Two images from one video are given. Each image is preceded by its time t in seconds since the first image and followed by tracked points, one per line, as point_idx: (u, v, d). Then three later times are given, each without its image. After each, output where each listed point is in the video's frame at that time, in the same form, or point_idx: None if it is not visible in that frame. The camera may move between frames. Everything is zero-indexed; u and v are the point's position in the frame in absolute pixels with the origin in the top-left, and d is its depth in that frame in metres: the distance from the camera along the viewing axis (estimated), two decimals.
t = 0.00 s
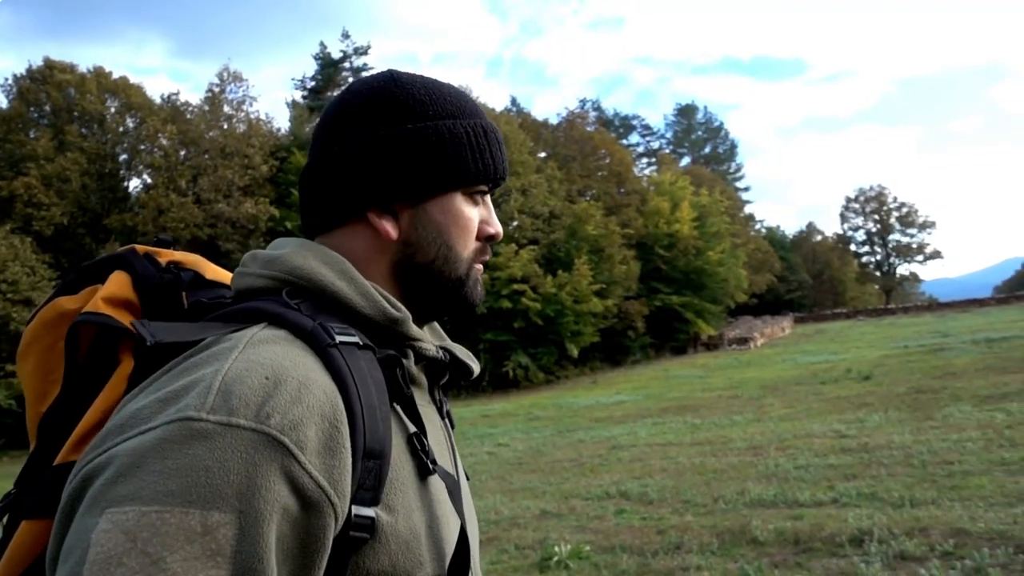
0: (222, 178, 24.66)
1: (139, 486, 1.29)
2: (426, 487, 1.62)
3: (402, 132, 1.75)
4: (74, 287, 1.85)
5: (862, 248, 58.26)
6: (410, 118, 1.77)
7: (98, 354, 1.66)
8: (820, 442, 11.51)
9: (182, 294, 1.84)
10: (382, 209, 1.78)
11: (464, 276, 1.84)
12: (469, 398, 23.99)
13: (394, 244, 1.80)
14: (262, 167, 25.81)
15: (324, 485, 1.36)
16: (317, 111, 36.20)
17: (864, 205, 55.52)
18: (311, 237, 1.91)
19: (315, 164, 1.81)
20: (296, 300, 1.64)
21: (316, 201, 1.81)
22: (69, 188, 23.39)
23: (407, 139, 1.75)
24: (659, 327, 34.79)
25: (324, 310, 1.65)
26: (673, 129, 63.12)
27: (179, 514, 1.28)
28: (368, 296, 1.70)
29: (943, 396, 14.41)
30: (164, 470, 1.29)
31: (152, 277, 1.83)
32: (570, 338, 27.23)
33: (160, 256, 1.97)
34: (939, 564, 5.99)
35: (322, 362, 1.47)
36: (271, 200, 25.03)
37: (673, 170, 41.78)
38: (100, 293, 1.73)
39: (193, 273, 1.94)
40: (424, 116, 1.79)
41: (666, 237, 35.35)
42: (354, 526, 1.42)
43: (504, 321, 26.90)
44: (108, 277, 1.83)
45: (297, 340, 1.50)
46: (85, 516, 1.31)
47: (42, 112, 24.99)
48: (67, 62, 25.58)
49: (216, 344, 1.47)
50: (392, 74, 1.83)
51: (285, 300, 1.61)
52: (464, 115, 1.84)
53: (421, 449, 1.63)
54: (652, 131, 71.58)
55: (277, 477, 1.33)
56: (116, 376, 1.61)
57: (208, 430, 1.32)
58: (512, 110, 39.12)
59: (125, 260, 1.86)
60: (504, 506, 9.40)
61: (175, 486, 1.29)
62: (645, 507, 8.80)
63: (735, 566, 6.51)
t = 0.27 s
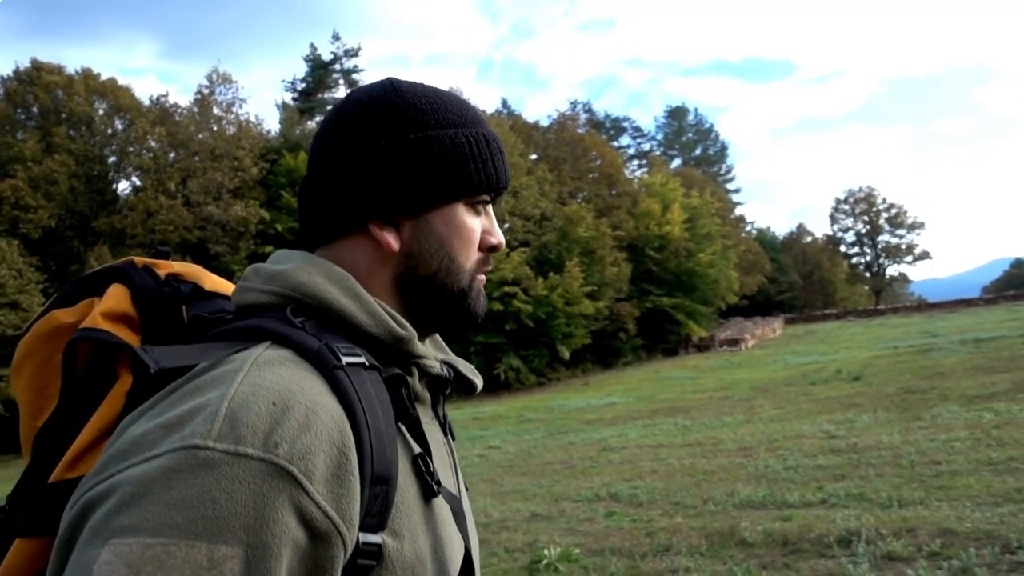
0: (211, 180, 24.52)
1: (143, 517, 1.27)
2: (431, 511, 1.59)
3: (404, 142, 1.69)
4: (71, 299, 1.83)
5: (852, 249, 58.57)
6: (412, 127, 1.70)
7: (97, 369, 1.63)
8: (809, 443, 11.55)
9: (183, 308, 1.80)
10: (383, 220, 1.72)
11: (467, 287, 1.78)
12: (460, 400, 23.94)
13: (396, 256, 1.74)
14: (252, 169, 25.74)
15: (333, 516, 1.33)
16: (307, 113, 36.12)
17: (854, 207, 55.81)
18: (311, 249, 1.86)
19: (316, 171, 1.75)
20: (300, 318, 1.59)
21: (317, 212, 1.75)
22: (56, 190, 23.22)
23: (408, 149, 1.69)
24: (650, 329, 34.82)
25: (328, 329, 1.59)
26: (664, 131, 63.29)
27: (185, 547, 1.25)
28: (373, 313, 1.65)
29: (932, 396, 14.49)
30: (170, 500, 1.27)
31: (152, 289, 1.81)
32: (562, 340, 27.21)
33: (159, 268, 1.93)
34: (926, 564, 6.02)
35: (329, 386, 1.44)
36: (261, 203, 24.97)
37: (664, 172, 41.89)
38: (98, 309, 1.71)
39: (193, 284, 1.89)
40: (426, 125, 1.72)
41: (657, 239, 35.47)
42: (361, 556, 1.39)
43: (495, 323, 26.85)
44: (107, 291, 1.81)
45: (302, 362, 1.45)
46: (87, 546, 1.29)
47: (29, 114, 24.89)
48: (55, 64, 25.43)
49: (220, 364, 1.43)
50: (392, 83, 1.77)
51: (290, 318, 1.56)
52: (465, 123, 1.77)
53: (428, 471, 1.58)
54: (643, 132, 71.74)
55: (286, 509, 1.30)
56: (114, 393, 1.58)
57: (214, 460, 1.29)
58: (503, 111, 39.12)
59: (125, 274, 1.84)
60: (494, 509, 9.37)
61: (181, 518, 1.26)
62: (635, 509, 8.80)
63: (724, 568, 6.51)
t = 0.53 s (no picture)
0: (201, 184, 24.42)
1: (151, 551, 1.23)
2: (437, 532, 1.56)
3: (409, 154, 1.65)
4: (69, 313, 1.82)
5: (841, 253, 58.96)
6: (416, 139, 1.66)
7: (95, 386, 1.61)
8: (798, 446, 11.60)
9: (184, 322, 1.74)
10: (387, 233, 1.67)
11: (471, 301, 1.73)
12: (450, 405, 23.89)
13: (399, 270, 1.69)
14: (242, 173, 25.67)
15: (345, 547, 1.30)
16: (298, 118, 36.10)
17: (843, 211, 56.19)
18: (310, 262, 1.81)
19: (317, 182, 1.70)
20: (307, 336, 1.54)
21: (318, 225, 1.71)
22: (44, 194, 23.06)
23: (412, 161, 1.64)
24: (641, 333, 34.90)
25: (335, 348, 1.54)
26: (654, 135, 63.49)
27: None
28: (380, 332, 1.61)
29: (920, 400, 14.60)
30: (181, 534, 1.24)
31: (152, 303, 1.77)
32: (553, 344, 27.21)
33: (158, 281, 1.90)
34: (913, 568, 6.05)
35: (339, 411, 1.40)
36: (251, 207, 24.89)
37: (654, 176, 42.05)
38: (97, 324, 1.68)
39: (193, 297, 1.85)
40: (430, 137, 1.68)
41: (647, 243, 35.60)
42: None
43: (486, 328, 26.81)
44: (105, 306, 1.79)
45: (309, 384, 1.41)
46: None
47: (17, 118, 24.77)
48: (43, 67, 25.27)
49: (225, 389, 1.39)
50: (396, 93, 1.72)
51: (296, 337, 1.52)
52: (469, 135, 1.72)
53: (435, 493, 1.56)
54: (633, 136, 71.97)
55: (298, 541, 1.27)
56: (113, 411, 1.56)
57: (225, 491, 1.25)
58: (494, 116, 39.13)
59: (126, 289, 1.81)
60: (483, 514, 9.35)
61: (191, 552, 1.22)
62: (624, 513, 8.81)
63: (712, 572, 6.53)
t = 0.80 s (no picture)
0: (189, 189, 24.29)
1: None
2: (446, 556, 1.54)
3: (415, 166, 1.62)
4: (66, 324, 1.79)
5: (829, 258, 59.33)
6: (423, 151, 1.63)
7: (95, 401, 1.59)
8: (786, 451, 11.63)
9: (185, 335, 1.70)
10: (392, 248, 1.65)
11: (476, 315, 1.71)
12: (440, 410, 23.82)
13: (404, 284, 1.67)
14: (230, 178, 25.53)
15: None
16: (287, 122, 35.99)
17: (831, 216, 56.59)
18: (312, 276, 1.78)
19: (321, 193, 1.68)
20: (315, 354, 1.52)
21: (320, 236, 1.69)
22: (30, 199, 22.89)
23: (418, 174, 1.62)
24: (630, 337, 34.95)
25: (343, 368, 1.51)
26: (644, 141, 63.73)
27: None
28: (390, 351, 1.58)
29: (907, 404, 14.68)
30: (194, 566, 1.21)
31: (152, 317, 1.73)
32: (543, 349, 27.21)
33: (158, 293, 1.86)
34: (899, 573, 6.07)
35: (352, 435, 1.37)
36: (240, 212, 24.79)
37: (644, 182, 42.18)
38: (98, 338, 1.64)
39: (194, 309, 1.82)
40: (436, 149, 1.65)
41: (636, 248, 35.72)
42: None
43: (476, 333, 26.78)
44: (104, 318, 1.75)
45: (319, 406, 1.38)
46: None
47: (3, 122, 24.59)
48: (30, 72, 25.09)
49: (232, 414, 1.35)
50: (401, 105, 1.70)
51: (304, 356, 1.49)
52: (475, 147, 1.70)
53: (444, 516, 1.54)
54: (623, 142, 72.20)
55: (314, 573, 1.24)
56: (112, 427, 1.53)
57: (240, 522, 1.22)
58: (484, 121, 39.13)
59: (126, 300, 1.77)
60: (472, 521, 9.32)
61: None
62: (612, 519, 8.80)
63: None
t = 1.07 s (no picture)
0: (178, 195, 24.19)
1: None
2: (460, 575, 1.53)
3: (424, 176, 1.61)
4: (66, 336, 1.75)
5: (819, 262, 59.66)
6: (432, 162, 1.62)
7: (97, 418, 1.56)
8: (776, 455, 11.66)
9: (191, 349, 1.68)
10: (402, 260, 1.64)
11: (486, 328, 1.69)
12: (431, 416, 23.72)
13: (414, 297, 1.66)
14: (220, 183, 25.33)
15: None
16: (277, 128, 35.96)
17: (821, 220, 56.94)
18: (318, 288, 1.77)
19: (328, 204, 1.67)
20: (328, 371, 1.49)
21: (327, 247, 1.67)
22: (18, 204, 22.77)
23: (426, 185, 1.61)
24: (622, 342, 34.96)
25: (356, 383, 1.49)
26: (634, 146, 63.99)
27: None
28: (404, 369, 1.56)
29: (897, 408, 14.75)
30: None
31: (160, 330, 1.70)
32: (534, 354, 27.17)
33: (164, 305, 1.84)
34: None
35: (370, 457, 1.34)
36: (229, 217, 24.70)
37: (634, 187, 42.36)
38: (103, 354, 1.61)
39: (199, 321, 1.79)
40: (447, 159, 1.64)
41: (627, 253, 35.84)
42: None
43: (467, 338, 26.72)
44: (108, 331, 1.72)
45: (334, 425, 1.36)
46: None
47: None
48: (18, 77, 24.96)
49: (246, 435, 1.33)
50: (410, 114, 1.68)
51: (316, 374, 1.46)
52: (485, 157, 1.69)
53: (459, 536, 1.52)
54: (614, 147, 72.39)
55: None
56: (118, 446, 1.52)
57: (260, 552, 1.20)
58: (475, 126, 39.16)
59: (130, 312, 1.74)
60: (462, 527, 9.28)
61: None
62: (602, 524, 8.79)
63: None
